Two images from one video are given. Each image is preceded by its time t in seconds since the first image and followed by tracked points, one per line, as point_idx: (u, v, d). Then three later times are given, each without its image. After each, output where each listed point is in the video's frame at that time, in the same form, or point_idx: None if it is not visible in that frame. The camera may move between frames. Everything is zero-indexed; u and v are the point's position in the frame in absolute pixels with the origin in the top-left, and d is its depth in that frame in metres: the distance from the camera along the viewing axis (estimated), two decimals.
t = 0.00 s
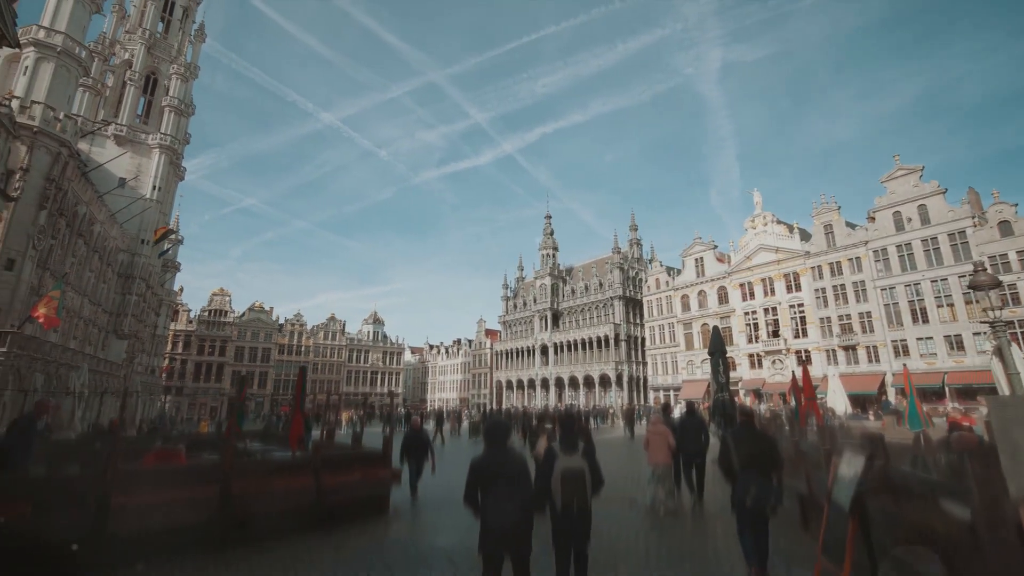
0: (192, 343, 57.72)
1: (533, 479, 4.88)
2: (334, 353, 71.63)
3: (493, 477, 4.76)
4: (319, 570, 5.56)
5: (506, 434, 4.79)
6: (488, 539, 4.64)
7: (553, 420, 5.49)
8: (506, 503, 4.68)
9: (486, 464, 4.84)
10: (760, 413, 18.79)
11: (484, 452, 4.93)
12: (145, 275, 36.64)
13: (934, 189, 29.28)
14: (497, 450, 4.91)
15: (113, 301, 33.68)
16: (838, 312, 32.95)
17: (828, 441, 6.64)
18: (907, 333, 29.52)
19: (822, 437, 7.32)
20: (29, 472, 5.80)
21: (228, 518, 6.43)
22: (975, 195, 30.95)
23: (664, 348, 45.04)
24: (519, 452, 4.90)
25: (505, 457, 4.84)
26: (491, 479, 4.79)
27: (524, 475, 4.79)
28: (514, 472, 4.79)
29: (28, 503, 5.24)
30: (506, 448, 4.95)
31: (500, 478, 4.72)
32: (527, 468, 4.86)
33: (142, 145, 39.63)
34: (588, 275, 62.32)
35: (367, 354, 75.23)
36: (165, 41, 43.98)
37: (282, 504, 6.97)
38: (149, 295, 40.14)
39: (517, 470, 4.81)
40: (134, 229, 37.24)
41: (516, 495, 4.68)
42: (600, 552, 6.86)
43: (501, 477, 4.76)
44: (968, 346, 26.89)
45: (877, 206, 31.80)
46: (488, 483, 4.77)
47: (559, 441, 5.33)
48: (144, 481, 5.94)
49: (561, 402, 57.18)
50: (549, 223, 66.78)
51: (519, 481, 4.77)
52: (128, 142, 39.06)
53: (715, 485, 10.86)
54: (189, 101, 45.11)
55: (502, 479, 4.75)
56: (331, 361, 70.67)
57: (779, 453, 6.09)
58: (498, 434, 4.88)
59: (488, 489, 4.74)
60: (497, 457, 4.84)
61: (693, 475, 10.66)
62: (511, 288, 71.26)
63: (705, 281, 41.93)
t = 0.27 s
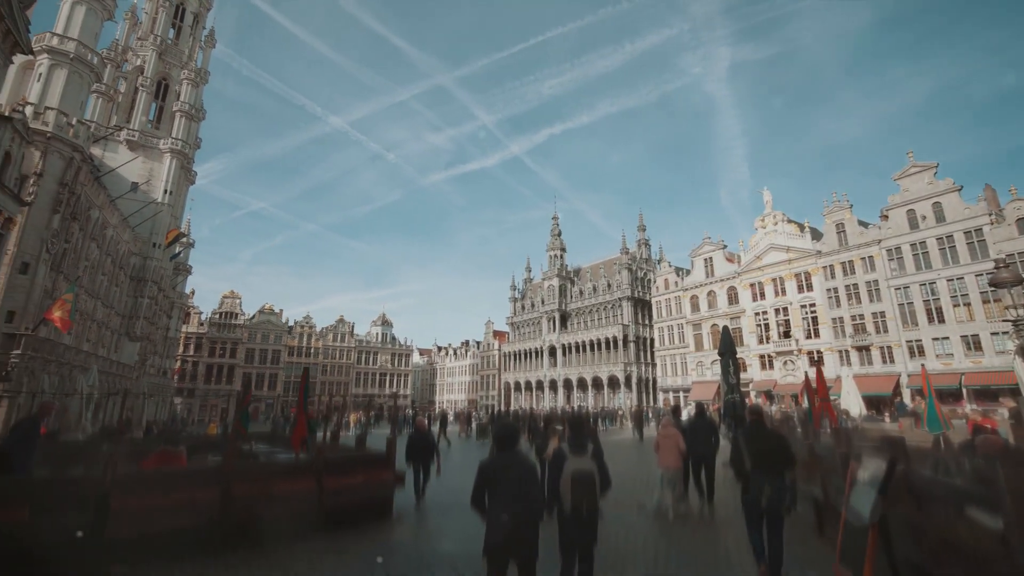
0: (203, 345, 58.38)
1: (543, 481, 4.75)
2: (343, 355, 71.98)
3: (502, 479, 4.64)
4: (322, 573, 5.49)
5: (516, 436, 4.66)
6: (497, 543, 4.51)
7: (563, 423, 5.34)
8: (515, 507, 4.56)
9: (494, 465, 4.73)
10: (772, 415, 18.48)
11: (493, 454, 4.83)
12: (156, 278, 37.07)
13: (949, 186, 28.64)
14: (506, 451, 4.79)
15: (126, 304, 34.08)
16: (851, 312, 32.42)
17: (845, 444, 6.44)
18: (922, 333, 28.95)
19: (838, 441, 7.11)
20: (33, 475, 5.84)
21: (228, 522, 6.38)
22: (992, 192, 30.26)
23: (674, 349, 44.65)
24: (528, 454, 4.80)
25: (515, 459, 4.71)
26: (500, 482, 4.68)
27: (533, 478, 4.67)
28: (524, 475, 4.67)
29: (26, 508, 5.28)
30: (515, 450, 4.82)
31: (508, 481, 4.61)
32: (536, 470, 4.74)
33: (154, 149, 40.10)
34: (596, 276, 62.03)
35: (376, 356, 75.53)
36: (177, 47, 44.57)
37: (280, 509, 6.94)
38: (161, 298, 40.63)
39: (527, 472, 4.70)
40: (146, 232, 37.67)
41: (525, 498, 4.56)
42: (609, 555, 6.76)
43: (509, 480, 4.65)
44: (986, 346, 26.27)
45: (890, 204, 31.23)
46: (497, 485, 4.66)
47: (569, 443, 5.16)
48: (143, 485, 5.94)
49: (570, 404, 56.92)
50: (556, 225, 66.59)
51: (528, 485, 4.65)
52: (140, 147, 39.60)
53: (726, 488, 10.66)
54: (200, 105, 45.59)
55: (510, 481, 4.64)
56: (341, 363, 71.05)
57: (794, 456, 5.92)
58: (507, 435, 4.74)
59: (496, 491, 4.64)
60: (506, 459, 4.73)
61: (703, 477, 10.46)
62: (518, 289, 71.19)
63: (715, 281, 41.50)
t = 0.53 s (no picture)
0: (213, 347, 58.90)
1: (551, 481, 4.65)
2: (351, 356, 72.26)
3: (509, 479, 4.55)
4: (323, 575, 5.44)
5: (525, 434, 4.56)
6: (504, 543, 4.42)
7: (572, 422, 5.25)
8: (524, 507, 4.47)
9: (502, 465, 4.63)
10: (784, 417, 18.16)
11: (501, 453, 4.74)
12: (166, 280, 37.43)
13: (963, 184, 28.11)
14: (514, 451, 4.69)
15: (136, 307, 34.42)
16: (862, 312, 31.94)
17: (860, 446, 6.26)
18: (936, 333, 28.44)
19: (853, 443, 6.92)
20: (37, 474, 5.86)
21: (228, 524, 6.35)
22: (1007, 189, 29.65)
23: (682, 350, 44.27)
24: (536, 454, 4.69)
25: (524, 458, 4.61)
26: (508, 482, 4.58)
27: (541, 477, 4.56)
28: (532, 475, 4.57)
29: (25, 509, 5.23)
30: (523, 449, 4.72)
31: (516, 480, 4.51)
32: (545, 470, 4.64)
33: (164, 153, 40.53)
34: (604, 277, 61.73)
35: (384, 357, 75.72)
36: (186, 53, 45.04)
37: (277, 511, 6.93)
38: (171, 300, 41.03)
39: (536, 472, 4.60)
40: (157, 235, 38.06)
41: (533, 498, 4.47)
42: (617, 557, 6.64)
43: (517, 480, 4.55)
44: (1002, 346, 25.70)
45: (902, 202, 30.72)
46: (505, 484, 4.56)
47: (577, 443, 5.04)
48: (143, 486, 5.90)
49: (577, 405, 56.67)
50: (563, 225, 66.40)
51: (537, 484, 4.55)
52: (150, 151, 40.07)
53: (736, 491, 10.48)
54: (209, 109, 46.01)
55: (519, 480, 4.54)
56: (348, 365, 71.33)
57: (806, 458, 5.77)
58: (516, 433, 4.64)
59: (504, 490, 4.55)
60: (515, 458, 4.64)
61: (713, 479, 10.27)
62: (525, 291, 71.07)
63: (723, 281, 41.11)
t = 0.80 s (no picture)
0: (224, 350, 59.48)
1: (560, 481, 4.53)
2: (360, 359, 72.55)
3: (517, 479, 4.44)
4: None
5: (533, 433, 4.45)
6: (513, 544, 4.32)
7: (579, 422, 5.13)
8: (533, 508, 4.35)
9: (510, 464, 4.53)
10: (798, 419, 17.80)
11: (510, 454, 4.63)
12: (178, 284, 37.85)
13: (979, 181, 27.50)
14: (523, 450, 4.58)
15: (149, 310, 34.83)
16: (877, 312, 31.36)
17: (880, 450, 6.06)
18: (953, 333, 27.81)
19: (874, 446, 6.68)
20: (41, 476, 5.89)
21: (229, 526, 6.32)
22: None
23: (692, 352, 43.80)
24: (545, 454, 4.57)
25: (532, 458, 4.50)
26: (516, 482, 4.46)
27: (551, 478, 4.44)
28: (541, 476, 4.45)
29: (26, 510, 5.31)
30: (531, 448, 4.60)
31: (525, 481, 4.40)
32: (554, 471, 4.52)
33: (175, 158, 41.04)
34: (612, 278, 61.36)
35: (393, 360, 75.90)
36: (197, 59, 45.63)
37: (281, 513, 6.89)
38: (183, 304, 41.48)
39: (545, 472, 4.48)
40: (169, 239, 38.50)
41: (542, 498, 4.35)
42: (628, 560, 6.50)
43: (526, 481, 4.43)
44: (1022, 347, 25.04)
45: (917, 200, 30.14)
46: (512, 485, 4.44)
47: (585, 443, 4.91)
48: (143, 489, 5.92)
49: (586, 408, 56.32)
50: (571, 227, 66.17)
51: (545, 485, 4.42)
52: (162, 157, 40.60)
53: (749, 495, 10.25)
54: (219, 115, 46.52)
55: (527, 481, 4.42)
56: (357, 367, 71.61)
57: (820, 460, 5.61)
58: (525, 432, 4.53)
59: (513, 491, 4.42)
60: (523, 459, 4.52)
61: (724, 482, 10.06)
62: (533, 292, 70.90)
63: (733, 282, 40.63)
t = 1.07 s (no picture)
0: (235, 353, 60.03)
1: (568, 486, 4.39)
2: (369, 362, 72.82)
3: (525, 483, 4.31)
4: None
5: (539, 436, 4.34)
6: (519, 551, 4.18)
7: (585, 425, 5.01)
8: (540, 513, 4.22)
9: (516, 468, 4.41)
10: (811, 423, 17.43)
11: (516, 457, 4.53)
12: (189, 287, 38.27)
13: (996, 178, 26.89)
14: (529, 453, 4.47)
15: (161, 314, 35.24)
16: (891, 313, 30.77)
17: (899, 454, 5.85)
18: (971, 334, 27.16)
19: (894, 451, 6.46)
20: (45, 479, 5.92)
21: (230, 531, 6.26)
22: None
23: (702, 354, 43.32)
24: (552, 457, 4.45)
25: (539, 461, 4.37)
26: (522, 487, 4.34)
27: (559, 482, 4.31)
28: (548, 479, 4.32)
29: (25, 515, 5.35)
30: (537, 452, 4.48)
31: (532, 484, 4.28)
32: (562, 474, 4.39)
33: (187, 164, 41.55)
34: (621, 280, 60.99)
35: (401, 362, 76.05)
36: (208, 66, 46.21)
37: (285, 516, 6.83)
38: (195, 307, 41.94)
39: (553, 475, 4.35)
40: (180, 243, 38.95)
41: (550, 503, 4.22)
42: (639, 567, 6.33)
43: (533, 484, 4.30)
44: None
45: (932, 199, 29.55)
46: (519, 489, 4.32)
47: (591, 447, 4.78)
48: (143, 493, 5.89)
49: (595, 410, 55.94)
50: (579, 228, 65.95)
51: (552, 490, 4.29)
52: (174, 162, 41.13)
53: (762, 500, 10.01)
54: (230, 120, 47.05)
55: (533, 485, 4.30)
56: (366, 370, 71.88)
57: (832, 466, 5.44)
58: (531, 434, 4.42)
59: (519, 494, 4.31)
60: (529, 462, 4.42)
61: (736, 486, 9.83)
62: (542, 295, 70.71)
63: (744, 283, 40.15)
